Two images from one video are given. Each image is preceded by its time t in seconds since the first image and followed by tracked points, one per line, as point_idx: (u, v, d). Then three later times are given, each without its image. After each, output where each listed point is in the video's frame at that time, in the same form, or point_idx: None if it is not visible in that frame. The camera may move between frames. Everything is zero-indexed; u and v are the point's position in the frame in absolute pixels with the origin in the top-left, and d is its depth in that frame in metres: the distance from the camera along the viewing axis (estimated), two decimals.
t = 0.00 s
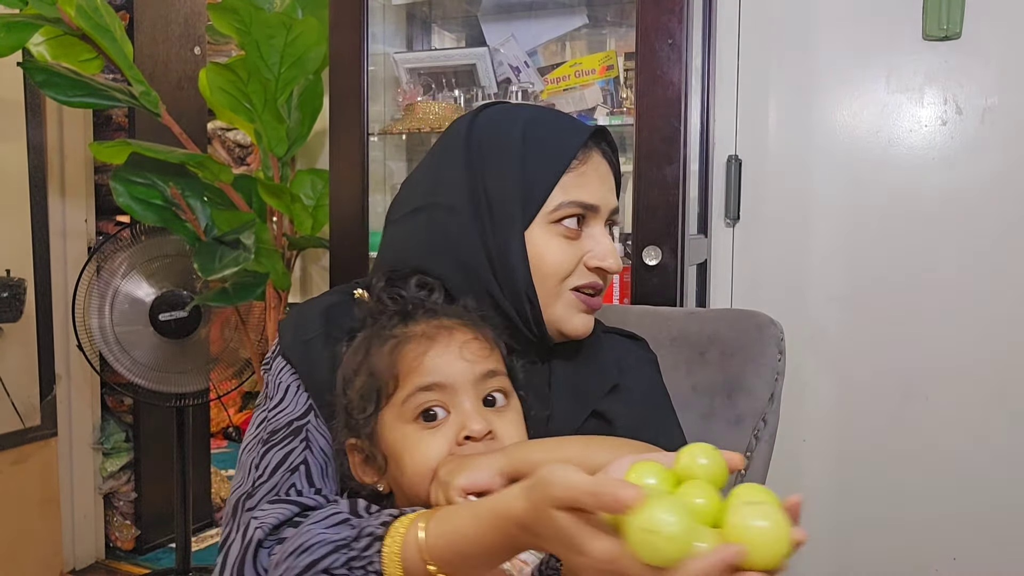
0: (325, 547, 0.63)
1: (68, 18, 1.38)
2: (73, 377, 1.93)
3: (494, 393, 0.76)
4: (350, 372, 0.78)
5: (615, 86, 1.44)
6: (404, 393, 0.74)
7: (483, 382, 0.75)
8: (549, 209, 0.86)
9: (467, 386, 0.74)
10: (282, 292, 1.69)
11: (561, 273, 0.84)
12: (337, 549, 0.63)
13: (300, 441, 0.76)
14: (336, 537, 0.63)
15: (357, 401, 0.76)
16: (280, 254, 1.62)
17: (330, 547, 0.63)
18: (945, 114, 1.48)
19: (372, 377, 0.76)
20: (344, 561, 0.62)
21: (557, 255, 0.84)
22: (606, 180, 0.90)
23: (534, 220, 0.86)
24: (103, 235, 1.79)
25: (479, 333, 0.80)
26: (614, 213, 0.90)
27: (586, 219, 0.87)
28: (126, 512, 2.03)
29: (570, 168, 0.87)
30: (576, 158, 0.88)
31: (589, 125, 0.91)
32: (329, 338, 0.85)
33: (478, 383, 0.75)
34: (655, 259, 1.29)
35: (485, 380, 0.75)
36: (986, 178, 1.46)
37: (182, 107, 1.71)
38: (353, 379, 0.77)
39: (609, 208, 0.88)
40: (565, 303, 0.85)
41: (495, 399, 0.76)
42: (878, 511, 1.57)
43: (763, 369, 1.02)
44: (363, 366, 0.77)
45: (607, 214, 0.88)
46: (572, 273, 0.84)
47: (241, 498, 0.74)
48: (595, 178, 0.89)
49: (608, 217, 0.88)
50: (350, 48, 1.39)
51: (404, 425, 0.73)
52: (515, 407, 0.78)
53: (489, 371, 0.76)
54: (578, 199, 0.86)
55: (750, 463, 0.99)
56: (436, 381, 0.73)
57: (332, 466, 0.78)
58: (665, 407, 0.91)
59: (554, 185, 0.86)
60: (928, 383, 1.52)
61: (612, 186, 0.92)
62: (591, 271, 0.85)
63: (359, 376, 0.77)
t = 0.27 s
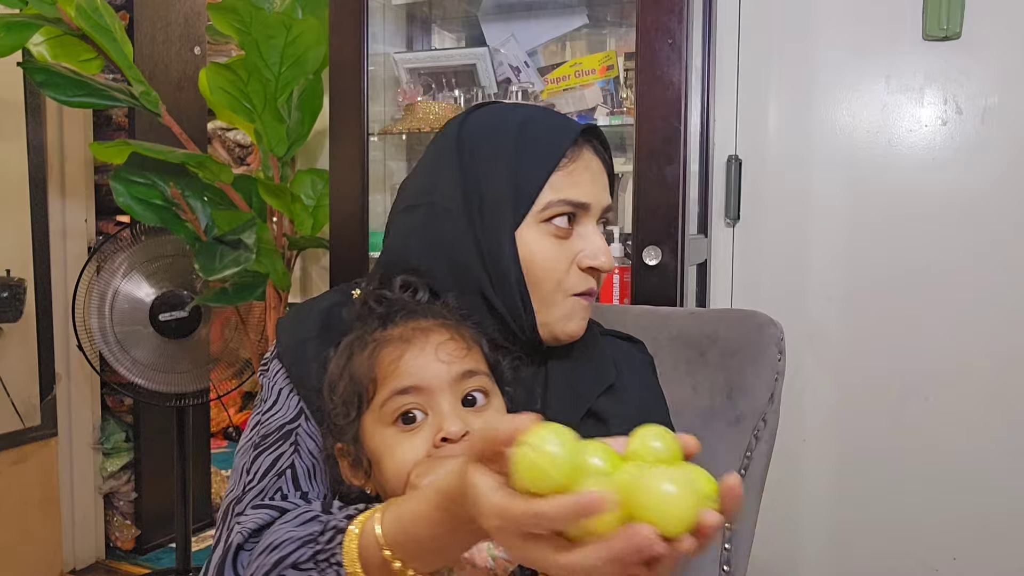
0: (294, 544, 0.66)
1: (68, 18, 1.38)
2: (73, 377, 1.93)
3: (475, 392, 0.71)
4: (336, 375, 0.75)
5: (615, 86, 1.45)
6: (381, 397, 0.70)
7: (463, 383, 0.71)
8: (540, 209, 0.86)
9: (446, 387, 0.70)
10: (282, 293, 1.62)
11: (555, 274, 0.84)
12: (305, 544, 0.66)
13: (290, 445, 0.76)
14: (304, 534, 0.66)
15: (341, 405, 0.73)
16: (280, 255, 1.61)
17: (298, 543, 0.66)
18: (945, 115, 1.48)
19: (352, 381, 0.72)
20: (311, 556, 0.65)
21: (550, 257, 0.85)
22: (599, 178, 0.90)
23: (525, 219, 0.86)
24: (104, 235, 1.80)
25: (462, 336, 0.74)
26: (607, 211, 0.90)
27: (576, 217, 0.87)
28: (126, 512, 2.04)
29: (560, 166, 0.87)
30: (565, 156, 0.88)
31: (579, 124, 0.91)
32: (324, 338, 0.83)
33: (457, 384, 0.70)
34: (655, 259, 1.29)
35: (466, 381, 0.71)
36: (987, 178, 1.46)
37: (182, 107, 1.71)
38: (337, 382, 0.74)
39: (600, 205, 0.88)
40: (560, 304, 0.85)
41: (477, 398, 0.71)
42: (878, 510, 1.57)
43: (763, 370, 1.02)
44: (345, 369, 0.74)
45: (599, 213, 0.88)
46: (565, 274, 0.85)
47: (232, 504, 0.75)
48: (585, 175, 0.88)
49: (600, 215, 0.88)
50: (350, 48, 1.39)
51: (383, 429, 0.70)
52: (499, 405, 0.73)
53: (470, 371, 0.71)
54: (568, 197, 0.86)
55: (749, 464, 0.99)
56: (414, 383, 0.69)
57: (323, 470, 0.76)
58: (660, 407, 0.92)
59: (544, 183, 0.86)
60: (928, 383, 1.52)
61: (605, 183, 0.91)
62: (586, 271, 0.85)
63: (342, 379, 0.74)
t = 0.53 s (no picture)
0: (251, 539, 0.70)
1: (68, 18, 1.38)
2: (73, 377, 1.93)
3: (456, 391, 0.65)
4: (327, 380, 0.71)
5: (615, 86, 1.45)
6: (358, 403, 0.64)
7: (441, 382, 0.64)
8: (457, 181, 0.86)
9: (424, 388, 0.63)
10: (281, 293, 1.65)
11: (467, 243, 0.83)
12: (261, 540, 0.70)
13: (287, 446, 0.76)
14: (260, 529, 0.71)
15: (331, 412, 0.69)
16: (280, 255, 1.61)
17: (255, 538, 0.70)
18: (946, 114, 1.48)
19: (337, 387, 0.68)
20: (265, 550, 0.70)
21: (464, 227, 0.84)
22: (531, 145, 0.85)
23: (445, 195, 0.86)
24: (104, 235, 1.80)
25: (444, 337, 0.68)
26: (545, 176, 0.84)
27: (496, 186, 0.84)
28: (126, 512, 2.04)
29: (474, 138, 0.86)
30: (480, 126, 0.86)
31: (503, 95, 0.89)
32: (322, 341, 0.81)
33: (435, 383, 0.64)
34: (655, 259, 1.29)
35: (444, 380, 0.64)
36: (987, 178, 1.46)
37: (182, 107, 1.71)
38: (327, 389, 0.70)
39: (522, 170, 0.84)
40: (478, 274, 0.83)
41: (459, 396, 0.65)
42: (878, 510, 1.57)
43: (763, 370, 1.01)
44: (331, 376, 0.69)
45: (526, 178, 0.84)
46: (480, 243, 0.83)
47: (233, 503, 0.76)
48: (505, 141, 0.85)
49: (526, 180, 0.84)
50: (350, 48, 1.39)
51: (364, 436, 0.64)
52: (484, 403, 0.66)
53: (448, 369, 0.65)
54: (480, 168, 0.84)
55: (750, 463, 0.99)
56: (391, 386, 0.63)
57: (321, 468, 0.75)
58: (664, 408, 0.92)
59: (458, 156, 0.86)
60: (928, 383, 1.52)
61: (546, 148, 0.86)
62: (503, 239, 0.82)
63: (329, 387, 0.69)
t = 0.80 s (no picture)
0: (209, 501, 0.73)
1: (68, 18, 1.38)
2: (74, 377, 1.93)
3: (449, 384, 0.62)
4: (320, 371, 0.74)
5: (615, 86, 1.45)
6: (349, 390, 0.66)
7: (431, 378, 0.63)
8: (426, 182, 0.89)
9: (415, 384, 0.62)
10: (282, 293, 1.64)
11: (433, 241, 0.86)
12: (216, 501, 0.73)
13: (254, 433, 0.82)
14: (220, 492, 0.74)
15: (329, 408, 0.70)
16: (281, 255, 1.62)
17: (212, 500, 0.73)
18: (945, 115, 1.48)
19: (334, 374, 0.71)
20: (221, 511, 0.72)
21: (429, 226, 0.87)
22: (492, 137, 0.87)
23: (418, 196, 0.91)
24: (104, 235, 1.80)
25: (426, 328, 0.70)
26: (507, 170, 0.85)
27: (459, 183, 0.86)
28: (126, 512, 2.04)
29: (438, 137, 0.92)
30: (444, 126, 0.92)
31: (467, 90, 0.94)
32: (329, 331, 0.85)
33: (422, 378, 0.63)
34: (655, 259, 1.29)
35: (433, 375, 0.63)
36: (987, 178, 1.46)
37: (182, 107, 1.71)
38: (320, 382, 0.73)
39: (481, 166, 0.85)
40: (443, 271, 0.85)
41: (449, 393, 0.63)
42: (878, 510, 1.57)
43: (763, 370, 1.01)
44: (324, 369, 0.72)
45: (487, 174, 0.85)
46: (444, 241, 0.85)
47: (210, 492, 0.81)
48: (469, 137, 0.88)
49: (487, 175, 0.85)
50: (349, 48, 1.39)
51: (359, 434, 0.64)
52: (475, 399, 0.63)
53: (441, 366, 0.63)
54: (443, 166, 0.87)
55: (750, 464, 0.98)
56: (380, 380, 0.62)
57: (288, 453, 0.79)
58: (674, 401, 0.89)
59: (427, 155, 0.92)
60: (927, 383, 1.52)
61: (511, 141, 0.87)
62: (462, 236, 0.84)
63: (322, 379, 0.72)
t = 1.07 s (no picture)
0: (185, 500, 0.75)
1: (69, 19, 1.38)
2: (74, 377, 1.93)
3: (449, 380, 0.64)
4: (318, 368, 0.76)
5: (615, 86, 1.45)
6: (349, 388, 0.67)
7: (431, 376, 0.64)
8: (418, 186, 0.90)
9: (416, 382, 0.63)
10: (283, 293, 1.65)
11: (427, 247, 0.88)
12: (194, 499, 0.74)
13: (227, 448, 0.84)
14: (196, 491, 0.76)
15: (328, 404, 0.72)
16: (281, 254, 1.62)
17: (191, 497, 0.75)
18: (945, 115, 1.48)
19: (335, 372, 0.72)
20: (200, 506, 0.73)
21: (423, 231, 0.88)
22: (485, 139, 0.87)
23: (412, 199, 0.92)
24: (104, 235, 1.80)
25: (433, 324, 0.72)
26: (501, 174, 0.85)
27: (451, 187, 0.87)
28: (126, 512, 2.04)
29: (431, 138, 0.91)
30: (436, 127, 0.91)
31: (460, 89, 0.93)
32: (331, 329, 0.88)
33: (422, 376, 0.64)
34: (655, 259, 1.29)
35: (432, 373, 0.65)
36: (987, 178, 1.47)
37: (182, 107, 1.71)
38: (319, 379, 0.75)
39: (473, 170, 0.85)
40: (437, 278, 0.87)
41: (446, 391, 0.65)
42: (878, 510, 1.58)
43: (763, 370, 1.02)
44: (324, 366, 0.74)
45: (479, 178, 0.85)
46: (437, 247, 0.87)
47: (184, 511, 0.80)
48: (460, 140, 0.88)
49: (478, 180, 0.85)
50: (350, 48, 1.39)
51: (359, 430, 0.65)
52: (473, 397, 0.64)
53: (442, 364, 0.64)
54: (435, 170, 0.88)
55: (750, 463, 0.99)
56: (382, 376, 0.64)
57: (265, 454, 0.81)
58: (676, 401, 0.89)
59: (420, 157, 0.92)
60: (927, 383, 1.52)
61: (505, 143, 0.87)
62: (454, 243, 0.85)
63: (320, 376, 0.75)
